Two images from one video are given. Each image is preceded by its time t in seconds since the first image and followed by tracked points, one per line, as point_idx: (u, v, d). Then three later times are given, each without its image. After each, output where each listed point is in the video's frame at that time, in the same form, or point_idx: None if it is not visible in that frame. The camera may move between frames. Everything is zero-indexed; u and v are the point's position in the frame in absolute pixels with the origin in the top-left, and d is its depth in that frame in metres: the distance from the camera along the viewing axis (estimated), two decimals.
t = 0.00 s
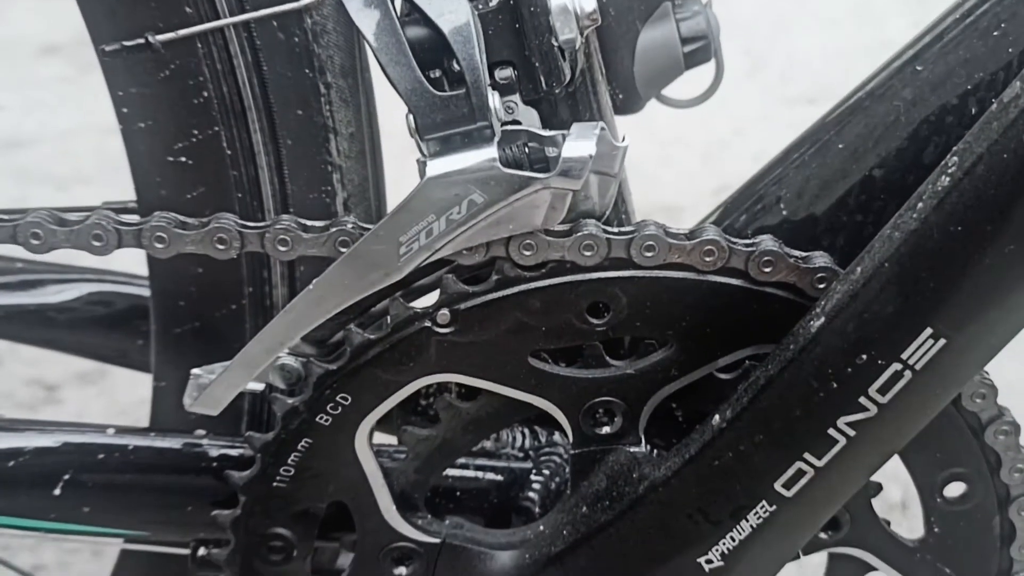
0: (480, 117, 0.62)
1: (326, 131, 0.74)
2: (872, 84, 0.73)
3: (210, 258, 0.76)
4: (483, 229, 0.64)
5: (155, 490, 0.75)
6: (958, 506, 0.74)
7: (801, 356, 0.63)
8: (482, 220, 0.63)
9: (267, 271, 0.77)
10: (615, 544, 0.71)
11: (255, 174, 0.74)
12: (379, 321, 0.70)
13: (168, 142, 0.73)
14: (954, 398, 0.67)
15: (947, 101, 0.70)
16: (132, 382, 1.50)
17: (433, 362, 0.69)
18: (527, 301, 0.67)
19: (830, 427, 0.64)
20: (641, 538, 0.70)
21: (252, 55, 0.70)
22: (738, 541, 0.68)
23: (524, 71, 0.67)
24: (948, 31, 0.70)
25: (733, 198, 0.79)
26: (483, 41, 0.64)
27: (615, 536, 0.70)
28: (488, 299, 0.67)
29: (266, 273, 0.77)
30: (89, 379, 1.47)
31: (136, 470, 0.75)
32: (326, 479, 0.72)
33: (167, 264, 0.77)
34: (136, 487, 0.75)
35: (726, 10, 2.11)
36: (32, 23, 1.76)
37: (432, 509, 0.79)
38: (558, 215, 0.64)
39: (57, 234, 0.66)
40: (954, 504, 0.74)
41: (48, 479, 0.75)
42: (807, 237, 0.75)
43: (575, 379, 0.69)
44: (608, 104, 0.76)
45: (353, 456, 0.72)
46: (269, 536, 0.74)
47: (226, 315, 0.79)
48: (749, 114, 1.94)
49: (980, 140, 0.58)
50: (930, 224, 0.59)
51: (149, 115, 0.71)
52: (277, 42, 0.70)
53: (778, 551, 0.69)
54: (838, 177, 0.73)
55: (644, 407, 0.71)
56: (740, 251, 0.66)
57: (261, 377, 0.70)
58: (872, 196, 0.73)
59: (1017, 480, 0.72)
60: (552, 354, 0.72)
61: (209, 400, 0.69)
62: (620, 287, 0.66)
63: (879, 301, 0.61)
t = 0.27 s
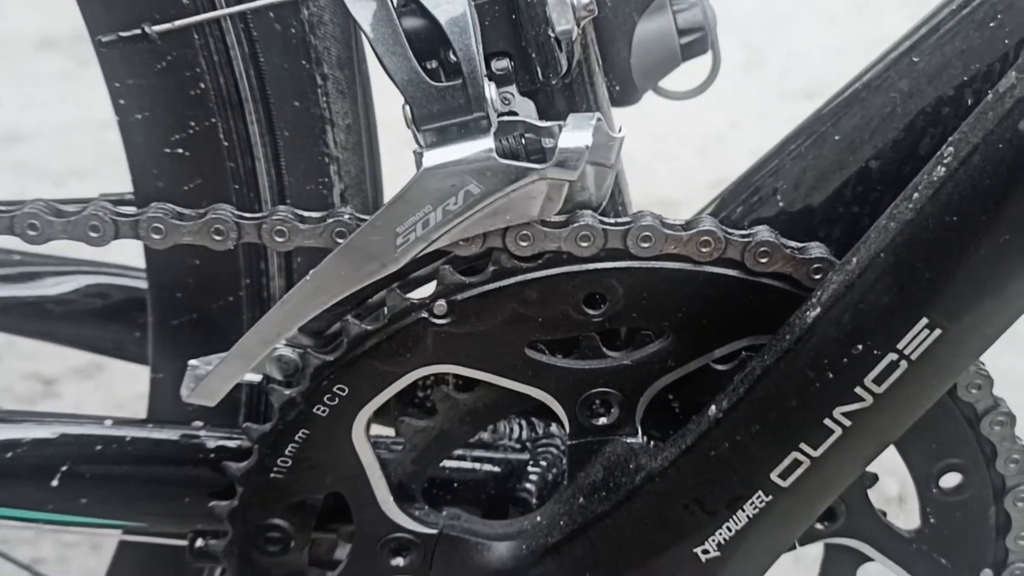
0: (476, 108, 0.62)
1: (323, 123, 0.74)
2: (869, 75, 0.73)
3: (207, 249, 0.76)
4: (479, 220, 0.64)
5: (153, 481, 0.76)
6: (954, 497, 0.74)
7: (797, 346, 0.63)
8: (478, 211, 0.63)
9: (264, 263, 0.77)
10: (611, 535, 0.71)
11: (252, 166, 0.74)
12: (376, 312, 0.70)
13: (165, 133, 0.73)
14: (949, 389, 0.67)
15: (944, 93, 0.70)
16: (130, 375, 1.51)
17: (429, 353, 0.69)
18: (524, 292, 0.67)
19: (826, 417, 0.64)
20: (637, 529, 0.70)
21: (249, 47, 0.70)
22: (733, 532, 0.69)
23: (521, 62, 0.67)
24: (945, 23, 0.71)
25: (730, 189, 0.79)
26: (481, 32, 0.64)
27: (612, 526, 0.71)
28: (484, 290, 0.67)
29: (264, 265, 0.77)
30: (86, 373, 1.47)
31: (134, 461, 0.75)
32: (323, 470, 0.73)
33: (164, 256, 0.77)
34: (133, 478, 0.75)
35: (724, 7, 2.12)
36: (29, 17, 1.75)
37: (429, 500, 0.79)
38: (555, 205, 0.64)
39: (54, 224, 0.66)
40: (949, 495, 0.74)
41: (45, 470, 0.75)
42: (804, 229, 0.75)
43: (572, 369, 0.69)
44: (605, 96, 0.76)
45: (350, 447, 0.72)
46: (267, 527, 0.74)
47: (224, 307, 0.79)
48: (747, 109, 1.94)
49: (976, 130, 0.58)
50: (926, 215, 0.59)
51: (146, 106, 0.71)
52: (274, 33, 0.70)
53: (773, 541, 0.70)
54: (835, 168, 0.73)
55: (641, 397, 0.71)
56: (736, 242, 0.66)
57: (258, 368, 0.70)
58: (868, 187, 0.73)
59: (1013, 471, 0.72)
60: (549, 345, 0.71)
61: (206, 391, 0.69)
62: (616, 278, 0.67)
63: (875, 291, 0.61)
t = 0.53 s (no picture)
0: (474, 94, 0.62)
1: (321, 110, 0.74)
2: (863, 62, 0.74)
3: (206, 236, 0.77)
4: (476, 205, 0.65)
5: (153, 466, 0.76)
6: (947, 480, 0.75)
7: (791, 330, 0.64)
8: (475, 196, 0.64)
9: (263, 249, 0.78)
10: (607, 518, 0.71)
11: (251, 152, 0.74)
12: (374, 298, 0.71)
13: (164, 120, 0.73)
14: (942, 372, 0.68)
15: (938, 79, 0.71)
16: (128, 366, 1.52)
17: (427, 338, 0.69)
18: (521, 277, 0.67)
19: (820, 400, 0.65)
20: (633, 512, 0.71)
21: (247, 33, 0.70)
22: (728, 515, 0.69)
23: (517, 49, 0.68)
24: (938, 10, 0.71)
25: (725, 176, 0.79)
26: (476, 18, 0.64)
27: (608, 510, 0.71)
28: (481, 275, 0.67)
29: (262, 251, 0.78)
30: (84, 364, 1.49)
31: (134, 446, 0.76)
32: (322, 455, 0.73)
33: (163, 242, 0.78)
34: (133, 463, 0.76)
35: None
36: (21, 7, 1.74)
37: (427, 485, 0.79)
38: (551, 191, 0.65)
39: (53, 210, 0.66)
40: (942, 479, 0.75)
41: (45, 455, 0.75)
42: (798, 215, 0.75)
43: (568, 355, 0.70)
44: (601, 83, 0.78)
45: (348, 431, 0.72)
46: (266, 512, 0.75)
47: (222, 293, 0.79)
48: (744, 100, 1.94)
49: (968, 114, 0.59)
50: (919, 199, 0.60)
51: (145, 93, 0.72)
52: (272, 20, 0.70)
53: (768, 524, 0.70)
54: (829, 155, 0.74)
55: (636, 382, 0.71)
56: (730, 227, 0.66)
57: (257, 353, 0.71)
58: (862, 173, 0.73)
59: (1005, 455, 0.73)
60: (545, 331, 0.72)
61: (204, 376, 0.70)
62: (612, 263, 0.67)
63: (868, 275, 0.61)
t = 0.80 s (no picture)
0: (471, 85, 0.62)
1: (319, 101, 0.74)
2: (859, 54, 0.74)
3: (204, 227, 0.77)
4: (474, 195, 0.65)
5: (153, 457, 0.76)
6: (943, 470, 0.75)
7: (788, 320, 0.64)
8: (473, 187, 0.64)
9: (261, 241, 0.78)
10: (605, 508, 0.72)
11: (249, 144, 0.75)
12: (373, 288, 0.71)
13: (162, 111, 0.73)
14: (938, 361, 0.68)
15: (934, 70, 0.71)
16: (126, 360, 1.52)
17: (425, 328, 0.69)
18: (519, 267, 0.68)
19: (817, 389, 0.65)
20: (631, 501, 0.71)
21: (245, 25, 0.70)
22: (726, 504, 0.70)
23: (515, 41, 0.68)
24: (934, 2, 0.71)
25: (722, 167, 0.80)
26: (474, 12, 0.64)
27: (605, 499, 0.72)
28: (479, 266, 0.68)
29: (260, 242, 0.78)
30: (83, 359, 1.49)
31: (133, 436, 0.76)
32: (321, 445, 0.73)
33: (162, 233, 0.78)
34: (133, 453, 0.76)
35: None
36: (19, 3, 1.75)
37: (426, 475, 0.80)
38: (549, 181, 0.65)
39: (53, 200, 0.67)
40: (938, 468, 0.75)
41: (45, 445, 0.76)
42: (795, 206, 0.75)
43: (566, 344, 0.70)
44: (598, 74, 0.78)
45: (347, 421, 0.73)
46: (265, 502, 0.75)
47: (221, 285, 0.79)
48: (741, 95, 1.94)
49: (963, 104, 0.59)
50: (914, 188, 0.60)
51: (143, 84, 0.72)
52: (270, 12, 0.70)
53: (765, 513, 0.71)
54: (826, 145, 0.74)
55: (634, 372, 0.72)
56: (727, 217, 0.67)
57: (256, 344, 0.71)
58: (859, 164, 0.74)
59: (1001, 444, 0.73)
60: (543, 322, 0.72)
61: (202, 367, 0.70)
62: (610, 253, 0.67)
63: (864, 264, 0.62)
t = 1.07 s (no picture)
0: (471, 73, 0.63)
1: (318, 91, 0.74)
2: (856, 43, 0.74)
3: (205, 216, 0.77)
4: (474, 183, 0.65)
5: (155, 445, 0.77)
6: (941, 456, 0.75)
7: (786, 306, 0.64)
8: (474, 174, 0.64)
9: (262, 230, 0.78)
10: (605, 494, 0.72)
11: (250, 133, 0.75)
12: (373, 276, 0.71)
13: (162, 101, 0.73)
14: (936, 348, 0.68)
15: (931, 59, 0.71)
16: (123, 352, 1.54)
17: (426, 316, 0.70)
18: (519, 255, 0.68)
19: (815, 375, 0.66)
20: (630, 488, 0.71)
21: (245, 15, 0.70)
22: (725, 489, 0.70)
23: (514, 30, 0.68)
24: None
25: (720, 156, 0.80)
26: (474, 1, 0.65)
27: (606, 486, 0.72)
28: (479, 254, 0.68)
29: (261, 232, 0.78)
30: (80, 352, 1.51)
31: (135, 424, 0.77)
32: (322, 432, 0.74)
33: (163, 223, 0.78)
34: (135, 441, 0.77)
35: None
36: None
37: (427, 463, 0.80)
38: (549, 169, 0.66)
39: (54, 188, 0.67)
40: (936, 455, 0.76)
41: (48, 433, 0.76)
42: (794, 194, 0.76)
43: (566, 332, 0.70)
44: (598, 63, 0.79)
45: (348, 409, 0.73)
46: (267, 489, 0.76)
47: (222, 274, 0.80)
48: (739, 88, 1.95)
49: (961, 91, 0.60)
50: (912, 175, 0.60)
51: (143, 73, 0.72)
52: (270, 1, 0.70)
53: (764, 498, 0.71)
54: (824, 134, 0.74)
55: (633, 359, 0.72)
56: (727, 205, 0.67)
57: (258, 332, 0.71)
58: (856, 152, 0.74)
59: (998, 431, 0.74)
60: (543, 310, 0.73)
61: (205, 354, 0.70)
62: (610, 240, 0.68)
63: (863, 251, 0.62)
